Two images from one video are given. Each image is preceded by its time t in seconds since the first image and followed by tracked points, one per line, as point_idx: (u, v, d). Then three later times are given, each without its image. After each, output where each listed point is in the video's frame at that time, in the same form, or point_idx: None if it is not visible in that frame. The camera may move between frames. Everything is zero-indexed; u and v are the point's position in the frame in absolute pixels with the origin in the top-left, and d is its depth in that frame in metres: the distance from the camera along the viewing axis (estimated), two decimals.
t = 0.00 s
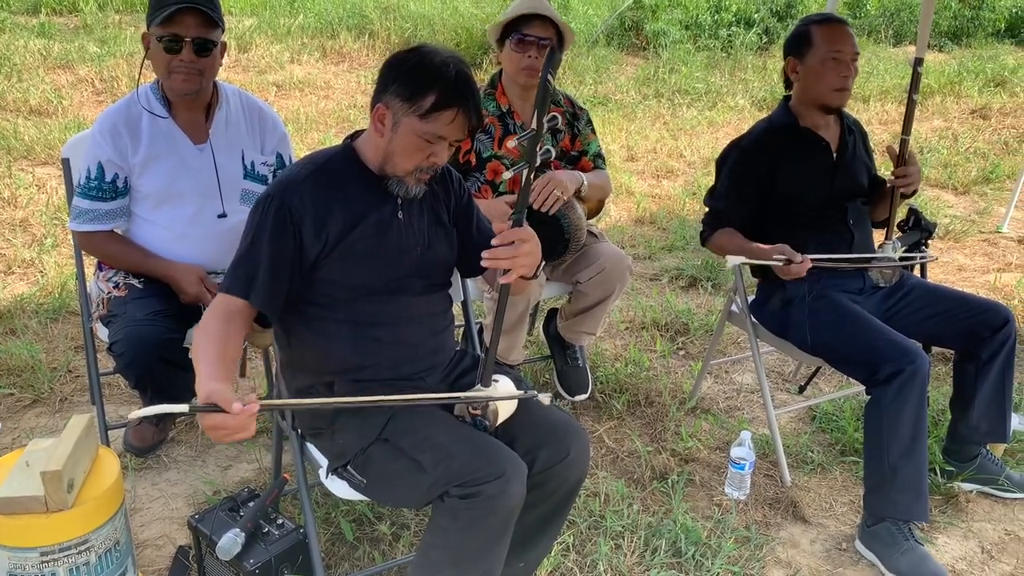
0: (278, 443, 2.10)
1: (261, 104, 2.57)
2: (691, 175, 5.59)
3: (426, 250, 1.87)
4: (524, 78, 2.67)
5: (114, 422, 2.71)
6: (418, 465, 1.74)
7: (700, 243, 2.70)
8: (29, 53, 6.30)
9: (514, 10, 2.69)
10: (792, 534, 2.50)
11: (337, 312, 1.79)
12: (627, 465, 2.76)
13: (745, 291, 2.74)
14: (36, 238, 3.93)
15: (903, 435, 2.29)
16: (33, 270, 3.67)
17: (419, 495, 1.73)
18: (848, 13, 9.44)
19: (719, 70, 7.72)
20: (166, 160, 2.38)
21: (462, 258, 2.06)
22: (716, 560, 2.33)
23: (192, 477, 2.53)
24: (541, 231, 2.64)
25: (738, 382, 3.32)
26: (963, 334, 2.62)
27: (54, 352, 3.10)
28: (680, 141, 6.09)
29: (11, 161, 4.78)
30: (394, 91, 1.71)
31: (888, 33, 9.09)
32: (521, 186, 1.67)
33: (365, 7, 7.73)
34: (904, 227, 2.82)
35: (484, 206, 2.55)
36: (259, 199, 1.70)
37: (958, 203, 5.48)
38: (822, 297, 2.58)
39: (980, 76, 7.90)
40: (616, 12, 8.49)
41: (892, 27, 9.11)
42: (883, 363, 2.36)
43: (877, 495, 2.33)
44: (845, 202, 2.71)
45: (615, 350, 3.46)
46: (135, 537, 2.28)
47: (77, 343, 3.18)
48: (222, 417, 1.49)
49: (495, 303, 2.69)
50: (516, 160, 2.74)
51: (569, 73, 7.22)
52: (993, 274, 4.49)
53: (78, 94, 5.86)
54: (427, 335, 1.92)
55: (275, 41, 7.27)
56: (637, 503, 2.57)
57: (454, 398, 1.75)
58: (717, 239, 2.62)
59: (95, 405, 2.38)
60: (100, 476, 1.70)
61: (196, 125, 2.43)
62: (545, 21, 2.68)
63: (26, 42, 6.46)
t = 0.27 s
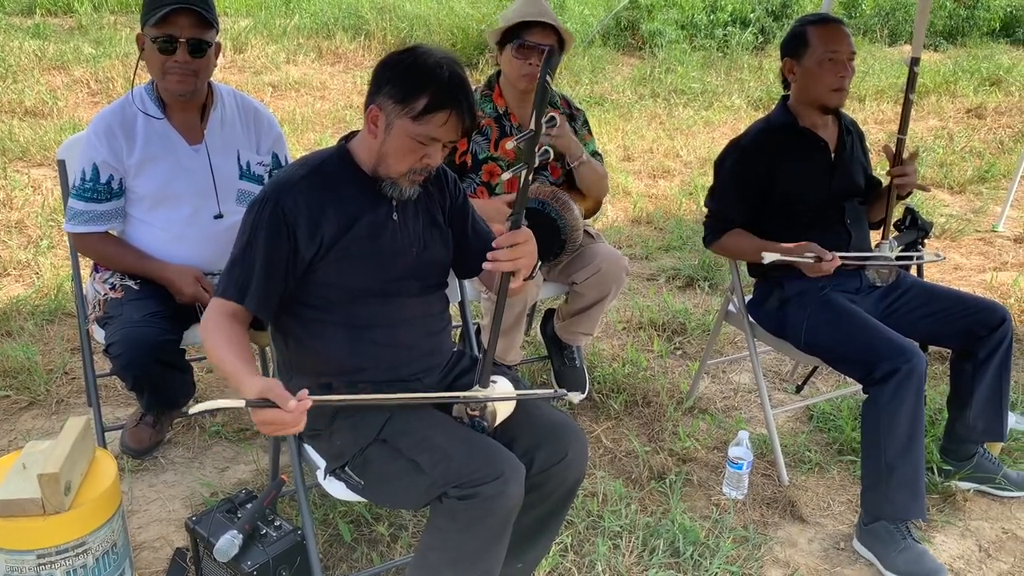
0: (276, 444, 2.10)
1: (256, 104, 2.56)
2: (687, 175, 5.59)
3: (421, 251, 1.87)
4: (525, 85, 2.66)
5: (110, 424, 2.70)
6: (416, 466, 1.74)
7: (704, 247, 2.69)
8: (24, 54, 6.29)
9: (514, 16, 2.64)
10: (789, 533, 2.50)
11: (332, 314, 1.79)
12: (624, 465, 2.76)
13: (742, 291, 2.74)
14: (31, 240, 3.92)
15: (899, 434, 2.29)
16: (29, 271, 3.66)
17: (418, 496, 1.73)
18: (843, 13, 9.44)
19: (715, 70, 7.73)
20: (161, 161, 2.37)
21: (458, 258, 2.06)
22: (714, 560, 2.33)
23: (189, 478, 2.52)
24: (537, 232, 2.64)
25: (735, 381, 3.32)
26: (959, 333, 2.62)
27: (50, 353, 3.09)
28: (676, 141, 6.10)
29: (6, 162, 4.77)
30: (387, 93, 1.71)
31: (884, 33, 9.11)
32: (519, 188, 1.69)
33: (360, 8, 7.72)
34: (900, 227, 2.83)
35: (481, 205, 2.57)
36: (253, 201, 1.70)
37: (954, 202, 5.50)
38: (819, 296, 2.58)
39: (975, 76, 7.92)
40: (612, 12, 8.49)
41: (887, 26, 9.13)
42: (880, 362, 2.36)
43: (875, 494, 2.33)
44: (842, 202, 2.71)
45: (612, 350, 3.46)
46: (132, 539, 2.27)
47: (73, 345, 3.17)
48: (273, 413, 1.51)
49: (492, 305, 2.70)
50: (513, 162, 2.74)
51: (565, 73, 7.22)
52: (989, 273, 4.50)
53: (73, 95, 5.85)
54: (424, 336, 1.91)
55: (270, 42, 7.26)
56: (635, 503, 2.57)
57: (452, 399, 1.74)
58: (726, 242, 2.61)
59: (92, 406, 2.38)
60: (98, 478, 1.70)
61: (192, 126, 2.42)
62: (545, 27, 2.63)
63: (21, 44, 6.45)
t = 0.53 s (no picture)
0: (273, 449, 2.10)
1: (251, 108, 2.56)
2: (682, 176, 5.60)
3: (418, 255, 1.87)
4: (522, 94, 2.65)
5: (107, 430, 2.70)
6: (415, 470, 1.74)
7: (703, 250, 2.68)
8: (18, 59, 6.28)
9: (512, 26, 2.61)
10: (787, 534, 2.51)
11: (330, 319, 1.78)
12: (622, 467, 2.76)
13: (738, 292, 2.75)
14: (26, 246, 3.91)
15: (897, 434, 2.30)
16: (24, 278, 3.65)
17: (416, 500, 1.72)
18: (836, 13, 9.46)
19: (709, 72, 7.74)
20: (156, 167, 2.37)
21: (455, 261, 2.06)
22: (712, 561, 2.33)
23: (186, 484, 2.52)
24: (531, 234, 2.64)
25: (731, 382, 3.33)
26: (955, 333, 2.62)
27: (45, 360, 3.08)
28: (671, 143, 6.11)
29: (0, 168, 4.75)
30: (381, 98, 1.70)
31: (877, 33, 9.14)
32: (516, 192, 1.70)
33: (354, 11, 7.72)
34: (896, 227, 2.82)
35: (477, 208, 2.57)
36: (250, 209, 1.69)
37: (948, 201, 5.51)
38: (816, 296, 2.58)
39: (969, 75, 7.95)
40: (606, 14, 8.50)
41: (880, 26, 9.16)
42: (877, 362, 2.36)
43: (872, 494, 2.33)
44: (837, 203, 2.71)
45: (608, 352, 3.46)
46: (129, 546, 2.26)
47: (69, 351, 3.16)
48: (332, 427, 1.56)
49: (489, 308, 2.70)
50: (509, 165, 2.73)
51: (559, 76, 7.23)
52: (984, 272, 4.51)
53: (67, 101, 5.84)
54: (422, 340, 1.91)
55: (264, 46, 7.26)
56: (633, 505, 2.57)
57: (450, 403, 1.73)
58: (727, 244, 2.61)
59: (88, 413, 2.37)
60: (94, 485, 1.69)
61: (186, 131, 2.41)
62: (544, 38, 2.62)
63: (14, 49, 6.44)
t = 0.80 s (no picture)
0: (270, 458, 2.10)
1: (243, 118, 2.57)
2: (677, 182, 5.62)
3: (415, 263, 1.87)
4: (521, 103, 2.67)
5: (103, 442, 2.69)
6: (412, 478, 1.74)
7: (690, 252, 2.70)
8: (12, 71, 6.28)
9: (506, 37, 2.62)
10: (785, 538, 2.51)
11: (326, 327, 1.78)
12: (619, 473, 2.76)
13: (733, 297, 2.75)
14: (21, 257, 3.90)
15: (893, 438, 2.30)
16: (19, 289, 3.64)
17: (413, 509, 1.73)
18: (829, 18, 9.51)
19: (702, 77, 7.78)
20: (150, 177, 2.37)
21: (452, 268, 2.07)
22: (710, 567, 2.33)
23: (183, 495, 2.51)
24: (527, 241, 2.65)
25: (728, 387, 3.33)
26: (949, 335, 2.64)
27: (41, 372, 3.08)
28: (664, 148, 6.13)
29: None
30: (380, 107, 1.71)
31: (869, 37, 9.18)
32: (513, 200, 1.70)
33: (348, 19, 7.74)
34: (889, 230, 2.84)
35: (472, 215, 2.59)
36: (247, 217, 1.69)
37: (942, 204, 5.54)
38: (810, 301, 2.59)
39: (961, 78, 7.99)
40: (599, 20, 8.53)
41: (872, 30, 9.21)
42: (871, 366, 2.37)
43: (869, 497, 2.34)
44: (830, 207, 2.73)
45: (605, 358, 3.47)
46: (127, 557, 2.26)
47: (64, 362, 3.15)
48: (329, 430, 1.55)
49: (484, 315, 2.70)
50: (504, 172, 2.74)
51: (553, 82, 7.25)
52: (978, 274, 4.53)
53: (62, 111, 5.84)
54: (418, 348, 1.92)
55: (258, 55, 7.27)
56: (630, 511, 2.58)
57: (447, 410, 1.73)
58: (706, 246, 2.63)
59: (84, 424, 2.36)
60: (91, 497, 1.69)
61: (180, 141, 2.42)
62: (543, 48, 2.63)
63: (8, 60, 6.45)
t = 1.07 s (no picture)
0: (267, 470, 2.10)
1: (238, 129, 2.57)
2: (672, 189, 5.63)
3: (411, 273, 1.88)
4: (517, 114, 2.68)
5: (99, 454, 2.69)
6: (408, 488, 1.74)
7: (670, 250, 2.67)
8: (8, 84, 6.29)
9: (503, 50, 2.64)
10: (783, 545, 2.51)
11: (321, 337, 1.79)
12: (617, 482, 2.76)
13: (728, 303, 2.75)
14: (17, 271, 3.90)
15: (889, 443, 2.31)
16: (15, 302, 3.64)
17: (410, 518, 1.73)
18: (822, 25, 9.56)
19: (697, 85, 7.81)
20: (145, 190, 2.38)
21: (448, 280, 2.07)
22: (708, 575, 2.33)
23: (180, 507, 2.51)
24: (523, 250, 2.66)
25: (725, 394, 3.34)
26: (945, 341, 2.65)
27: (37, 385, 3.07)
28: (660, 156, 6.15)
29: None
30: (379, 116, 1.72)
31: (863, 44, 9.23)
32: (507, 208, 1.71)
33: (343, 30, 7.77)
34: (884, 236, 2.85)
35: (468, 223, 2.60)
36: (242, 225, 1.70)
37: (937, 210, 5.56)
38: (805, 307, 2.60)
39: (954, 84, 8.03)
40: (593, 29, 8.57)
41: (866, 36, 9.26)
42: (867, 371, 2.38)
43: (866, 503, 2.34)
44: (824, 214, 2.74)
45: (601, 366, 3.47)
46: (124, 571, 2.25)
47: (61, 376, 3.15)
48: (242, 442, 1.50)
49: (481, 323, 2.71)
50: (498, 180, 2.76)
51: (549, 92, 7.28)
52: (974, 279, 4.55)
53: (58, 124, 5.85)
54: (413, 358, 1.92)
55: (254, 67, 7.29)
56: (629, 519, 2.57)
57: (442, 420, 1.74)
58: (685, 244, 2.60)
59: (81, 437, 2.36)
60: (88, 510, 1.69)
61: (175, 154, 2.43)
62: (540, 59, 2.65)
63: (4, 74, 6.46)
